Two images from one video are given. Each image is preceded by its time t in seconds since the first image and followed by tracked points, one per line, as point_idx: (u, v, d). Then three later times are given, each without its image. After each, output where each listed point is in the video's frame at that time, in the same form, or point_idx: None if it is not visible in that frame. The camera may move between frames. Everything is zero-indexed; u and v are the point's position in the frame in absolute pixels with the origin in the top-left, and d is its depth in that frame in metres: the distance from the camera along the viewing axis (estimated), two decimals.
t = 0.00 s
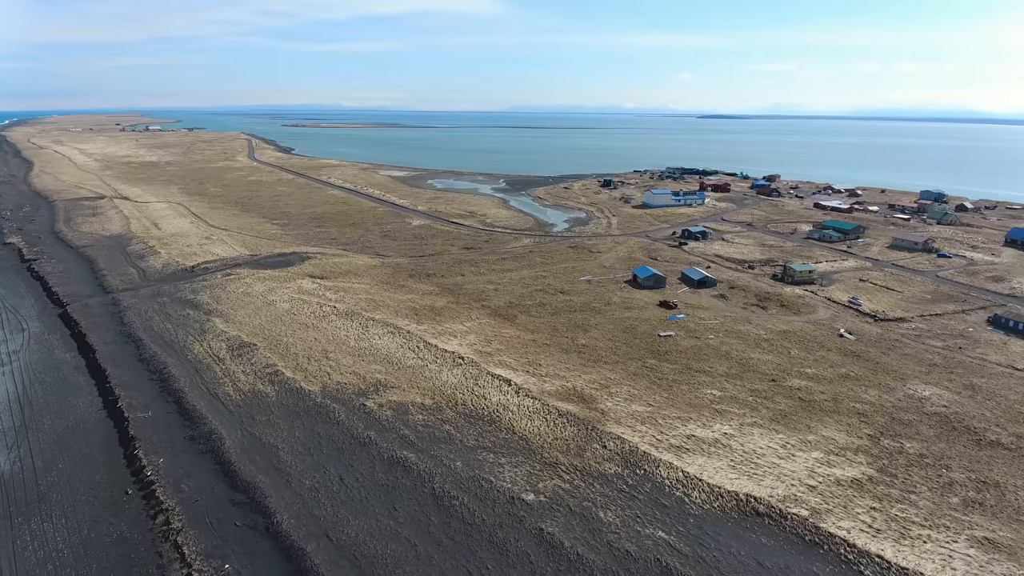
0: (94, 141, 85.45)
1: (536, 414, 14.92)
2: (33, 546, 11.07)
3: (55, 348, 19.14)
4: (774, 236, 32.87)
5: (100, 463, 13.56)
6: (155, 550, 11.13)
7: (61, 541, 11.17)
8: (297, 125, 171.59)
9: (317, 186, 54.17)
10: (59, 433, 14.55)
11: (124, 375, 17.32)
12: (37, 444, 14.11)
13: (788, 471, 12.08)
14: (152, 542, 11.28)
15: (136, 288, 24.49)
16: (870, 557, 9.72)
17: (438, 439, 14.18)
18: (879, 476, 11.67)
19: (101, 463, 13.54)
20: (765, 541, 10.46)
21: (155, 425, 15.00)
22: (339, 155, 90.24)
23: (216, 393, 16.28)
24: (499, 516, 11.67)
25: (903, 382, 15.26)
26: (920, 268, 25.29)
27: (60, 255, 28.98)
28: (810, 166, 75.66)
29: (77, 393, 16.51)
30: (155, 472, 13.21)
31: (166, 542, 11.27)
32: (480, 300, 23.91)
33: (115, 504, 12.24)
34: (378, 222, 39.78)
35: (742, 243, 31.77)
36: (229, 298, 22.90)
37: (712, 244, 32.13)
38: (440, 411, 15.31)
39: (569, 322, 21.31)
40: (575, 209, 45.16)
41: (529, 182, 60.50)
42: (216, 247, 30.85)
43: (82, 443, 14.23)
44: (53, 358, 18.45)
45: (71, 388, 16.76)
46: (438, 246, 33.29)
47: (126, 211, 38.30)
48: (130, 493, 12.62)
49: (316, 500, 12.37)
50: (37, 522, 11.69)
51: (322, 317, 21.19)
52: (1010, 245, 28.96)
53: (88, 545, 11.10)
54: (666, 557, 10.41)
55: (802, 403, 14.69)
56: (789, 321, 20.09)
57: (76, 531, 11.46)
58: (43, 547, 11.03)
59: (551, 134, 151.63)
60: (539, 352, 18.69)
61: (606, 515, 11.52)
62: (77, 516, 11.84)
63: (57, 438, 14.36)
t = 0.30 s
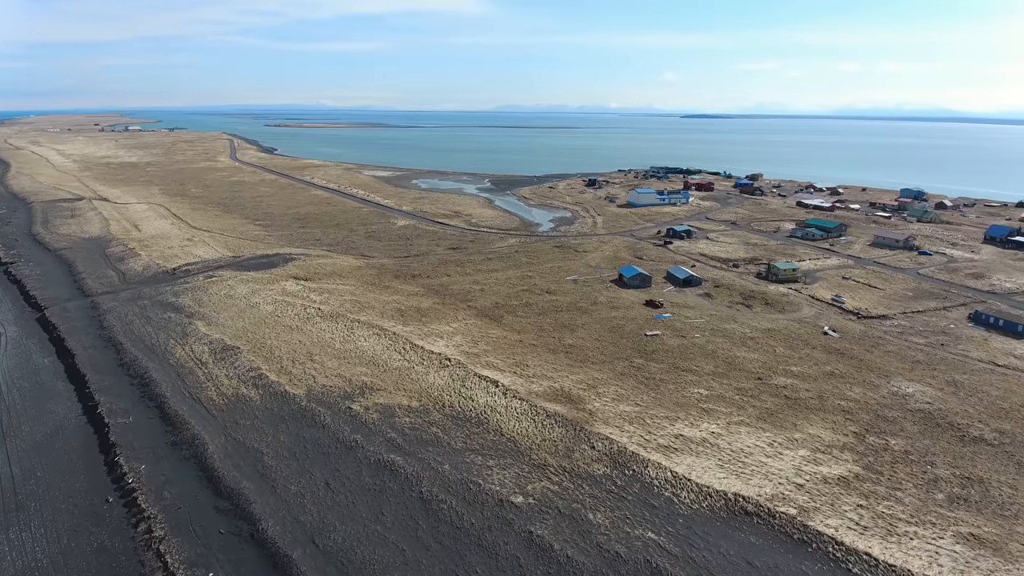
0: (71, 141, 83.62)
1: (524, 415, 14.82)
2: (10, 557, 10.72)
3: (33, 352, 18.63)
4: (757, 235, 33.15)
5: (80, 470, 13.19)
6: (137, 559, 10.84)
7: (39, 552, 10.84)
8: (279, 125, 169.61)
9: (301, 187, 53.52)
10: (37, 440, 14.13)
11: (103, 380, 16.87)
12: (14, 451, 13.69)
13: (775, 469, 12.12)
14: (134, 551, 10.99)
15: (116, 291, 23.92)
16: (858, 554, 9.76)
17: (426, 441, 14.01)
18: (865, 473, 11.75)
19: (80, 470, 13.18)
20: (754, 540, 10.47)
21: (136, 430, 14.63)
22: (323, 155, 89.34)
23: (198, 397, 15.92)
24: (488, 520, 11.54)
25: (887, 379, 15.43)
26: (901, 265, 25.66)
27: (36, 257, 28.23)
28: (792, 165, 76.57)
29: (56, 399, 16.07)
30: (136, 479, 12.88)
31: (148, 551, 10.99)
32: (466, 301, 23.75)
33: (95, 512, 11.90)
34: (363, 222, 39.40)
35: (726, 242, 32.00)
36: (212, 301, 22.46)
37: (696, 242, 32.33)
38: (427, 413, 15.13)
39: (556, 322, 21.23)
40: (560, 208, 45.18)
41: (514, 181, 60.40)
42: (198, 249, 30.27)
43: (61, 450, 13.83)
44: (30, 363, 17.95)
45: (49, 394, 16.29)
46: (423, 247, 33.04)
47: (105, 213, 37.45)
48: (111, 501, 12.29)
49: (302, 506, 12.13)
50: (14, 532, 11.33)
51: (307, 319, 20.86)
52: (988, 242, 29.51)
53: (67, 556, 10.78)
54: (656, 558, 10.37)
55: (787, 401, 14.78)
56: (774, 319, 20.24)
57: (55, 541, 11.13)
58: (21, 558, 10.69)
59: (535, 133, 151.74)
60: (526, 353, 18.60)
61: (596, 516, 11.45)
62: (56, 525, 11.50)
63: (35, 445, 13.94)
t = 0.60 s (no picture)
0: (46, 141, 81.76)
1: (511, 417, 14.70)
2: None
3: (9, 358, 18.11)
4: (741, 233, 33.43)
5: (58, 478, 12.84)
6: (118, 569, 10.55)
7: (17, 563, 10.53)
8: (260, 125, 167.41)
9: (283, 187, 52.78)
10: (13, 449, 13.74)
11: (82, 386, 16.45)
12: None
13: (762, 467, 12.17)
14: (115, 561, 10.71)
15: (94, 294, 23.35)
16: (846, 552, 9.80)
17: (413, 445, 13.83)
18: (851, 471, 11.85)
19: (59, 479, 12.81)
20: (742, 539, 10.49)
21: (117, 437, 14.26)
22: (305, 155, 88.28)
23: (179, 402, 15.56)
24: (477, 523, 11.41)
25: (870, 376, 15.60)
26: (881, 263, 26.03)
27: (10, 260, 27.46)
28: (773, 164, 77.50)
29: (34, 406, 15.65)
30: (117, 487, 12.55)
31: (129, 561, 10.70)
32: (452, 302, 23.56)
33: (74, 522, 11.58)
34: (346, 223, 38.95)
35: (710, 240, 32.23)
36: (193, 304, 21.99)
37: (680, 241, 32.52)
38: (413, 416, 14.95)
39: (542, 322, 21.17)
40: (545, 208, 45.18)
41: (499, 181, 60.27)
42: (179, 251, 29.68)
43: (38, 458, 13.45)
44: (6, 370, 17.46)
45: (26, 401, 15.85)
46: (407, 247, 32.79)
47: (81, 214, 36.57)
48: (91, 510, 11.97)
49: (287, 512, 11.88)
50: None
51: (290, 321, 20.52)
52: (966, 239, 30.07)
53: (45, 568, 10.48)
54: (645, 559, 10.33)
55: (773, 399, 14.87)
56: (759, 317, 20.39)
57: (33, 552, 10.80)
58: None
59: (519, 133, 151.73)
60: (512, 353, 18.48)
61: (585, 518, 11.38)
62: (33, 536, 11.17)
63: (11, 454, 13.55)
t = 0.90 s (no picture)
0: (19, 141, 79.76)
1: (498, 418, 14.59)
2: None
3: None
4: (724, 232, 33.70)
5: (36, 487, 12.46)
6: None
7: None
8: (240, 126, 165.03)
9: (265, 188, 52.01)
10: None
11: (60, 393, 16.00)
12: None
13: (749, 466, 12.21)
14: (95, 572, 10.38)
15: (72, 298, 22.75)
16: (833, 550, 9.83)
17: (399, 448, 13.64)
18: (836, 468, 11.93)
19: (36, 488, 12.42)
20: (731, 539, 10.49)
21: (96, 444, 13.88)
22: (287, 155, 87.26)
23: (160, 408, 15.18)
24: (465, 527, 11.27)
25: (854, 374, 15.78)
26: (862, 261, 26.40)
27: None
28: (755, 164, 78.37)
29: (9, 413, 15.19)
30: (96, 496, 12.19)
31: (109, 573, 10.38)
32: (438, 303, 23.36)
33: (52, 532, 11.22)
34: (329, 224, 38.47)
35: (694, 239, 32.43)
36: (173, 307, 21.50)
37: (665, 241, 32.67)
38: (399, 419, 14.76)
39: (528, 323, 21.09)
40: (530, 207, 45.13)
41: (483, 181, 60.09)
42: (158, 253, 29.06)
43: (15, 467, 13.04)
44: None
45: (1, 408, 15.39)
46: (391, 248, 32.49)
47: (58, 216, 35.67)
48: (70, 519, 11.61)
49: (272, 519, 11.62)
50: None
51: (273, 324, 20.15)
52: (945, 237, 30.65)
53: None
54: (634, 561, 10.29)
55: (758, 397, 14.95)
56: (743, 315, 20.53)
57: (9, 564, 10.45)
58: None
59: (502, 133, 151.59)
60: (499, 355, 18.36)
61: (574, 520, 11.31)
62: (9, 547, 10.80)
63: None
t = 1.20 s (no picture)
0: None
1: (483, 420, 14.46)
2: None
3: None
4: (707, 231, 33.97)
5: (10, 497, 12.05)
6: None
7: None
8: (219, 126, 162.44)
9: (245, 189, 51.20)
10: None
11: (35, 401, 15.55)
12: None
13: (735, 465, 12.24)
14: None
15: (46, 302, 22.13)
16: (820, 548, 9.88)
17: (384, 452, 13.43)
18: (821, 465, 12.02)
19: (11, 497, 12.04)
20: (718, 539, 10.49)
21: (73, 453, 13.48)
22: (268, 155, 86.13)
23: (139, 414, 14.79)
24: (452, 532, 11.12)
25: (836, 371, 15.96)
26: (842, 259, 26.79)
27: None
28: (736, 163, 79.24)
29: None
30: (73, 506, 11.82)
31: None
32: (421, 304, 23.15)
33: (27, 543, 10.85)
34: (311, 225, 37.96)
35: (676, 238, 32.65)
36: (152, 310, 20.99)
37: (648, 240, 32.82)
38: (384, 422, 14.55)
39: (513, 323, 20.99)
40: (513, 207, 45.07)
41: (466, 181, 59.87)
42: (136, 256, 28.40)
43: None
44: None
45: None
46: (374, 249, 32.16)
47: (31, 219, 34.69)
48: (46, 530, 11.24)
49: (255, 527, 11.36)
50: None
51: (254, 327, 19.76)
52: (923, 234, 31.29)
53: None
54: (623, 562, 10.24)
55: (743, 396, 15.04)
56: (726, 314, 20.68)
57: None
58: None
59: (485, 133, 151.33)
60: (484, 356, 18.23)
61: (562, 522, 11.23)
62: None
63: None
